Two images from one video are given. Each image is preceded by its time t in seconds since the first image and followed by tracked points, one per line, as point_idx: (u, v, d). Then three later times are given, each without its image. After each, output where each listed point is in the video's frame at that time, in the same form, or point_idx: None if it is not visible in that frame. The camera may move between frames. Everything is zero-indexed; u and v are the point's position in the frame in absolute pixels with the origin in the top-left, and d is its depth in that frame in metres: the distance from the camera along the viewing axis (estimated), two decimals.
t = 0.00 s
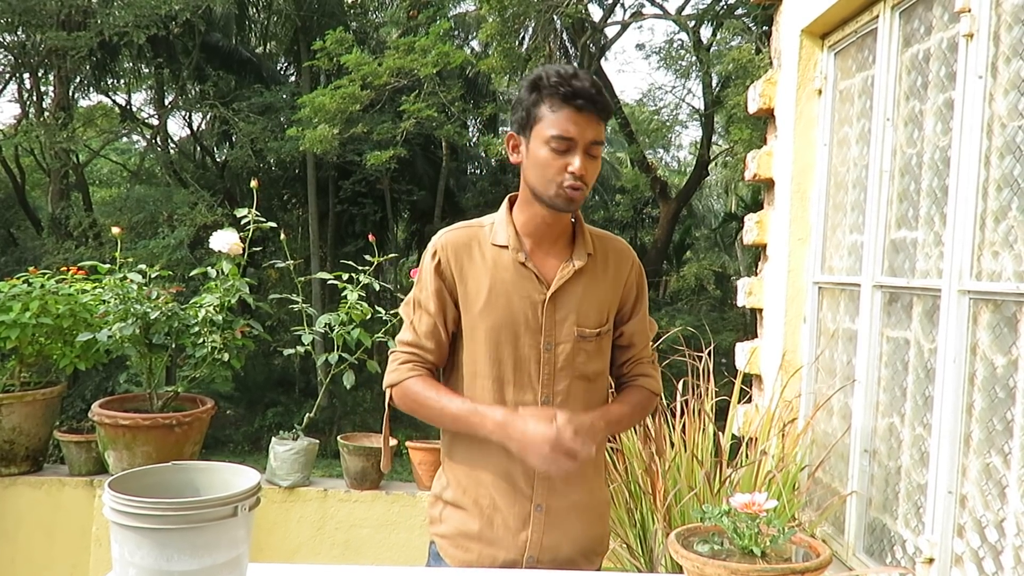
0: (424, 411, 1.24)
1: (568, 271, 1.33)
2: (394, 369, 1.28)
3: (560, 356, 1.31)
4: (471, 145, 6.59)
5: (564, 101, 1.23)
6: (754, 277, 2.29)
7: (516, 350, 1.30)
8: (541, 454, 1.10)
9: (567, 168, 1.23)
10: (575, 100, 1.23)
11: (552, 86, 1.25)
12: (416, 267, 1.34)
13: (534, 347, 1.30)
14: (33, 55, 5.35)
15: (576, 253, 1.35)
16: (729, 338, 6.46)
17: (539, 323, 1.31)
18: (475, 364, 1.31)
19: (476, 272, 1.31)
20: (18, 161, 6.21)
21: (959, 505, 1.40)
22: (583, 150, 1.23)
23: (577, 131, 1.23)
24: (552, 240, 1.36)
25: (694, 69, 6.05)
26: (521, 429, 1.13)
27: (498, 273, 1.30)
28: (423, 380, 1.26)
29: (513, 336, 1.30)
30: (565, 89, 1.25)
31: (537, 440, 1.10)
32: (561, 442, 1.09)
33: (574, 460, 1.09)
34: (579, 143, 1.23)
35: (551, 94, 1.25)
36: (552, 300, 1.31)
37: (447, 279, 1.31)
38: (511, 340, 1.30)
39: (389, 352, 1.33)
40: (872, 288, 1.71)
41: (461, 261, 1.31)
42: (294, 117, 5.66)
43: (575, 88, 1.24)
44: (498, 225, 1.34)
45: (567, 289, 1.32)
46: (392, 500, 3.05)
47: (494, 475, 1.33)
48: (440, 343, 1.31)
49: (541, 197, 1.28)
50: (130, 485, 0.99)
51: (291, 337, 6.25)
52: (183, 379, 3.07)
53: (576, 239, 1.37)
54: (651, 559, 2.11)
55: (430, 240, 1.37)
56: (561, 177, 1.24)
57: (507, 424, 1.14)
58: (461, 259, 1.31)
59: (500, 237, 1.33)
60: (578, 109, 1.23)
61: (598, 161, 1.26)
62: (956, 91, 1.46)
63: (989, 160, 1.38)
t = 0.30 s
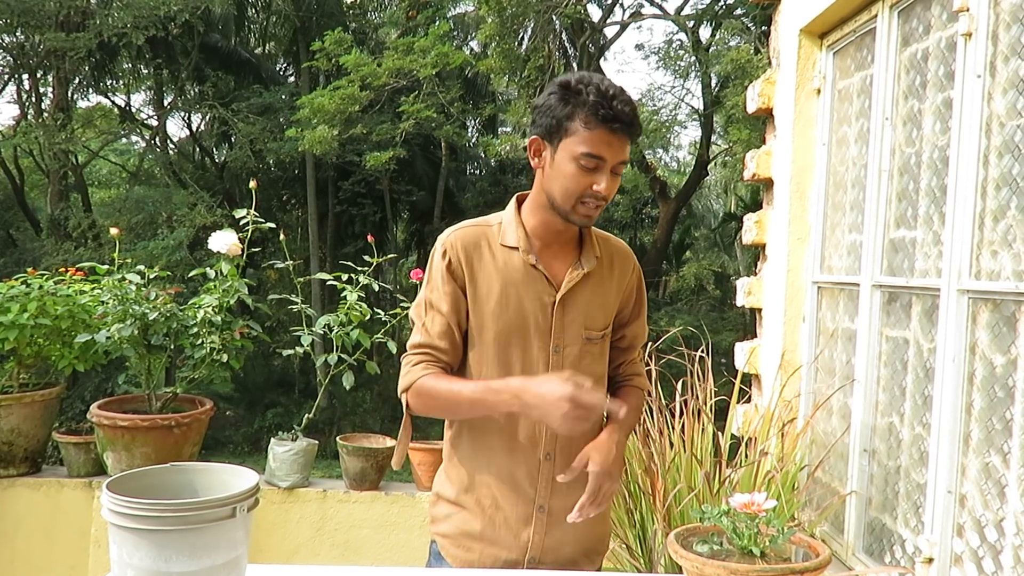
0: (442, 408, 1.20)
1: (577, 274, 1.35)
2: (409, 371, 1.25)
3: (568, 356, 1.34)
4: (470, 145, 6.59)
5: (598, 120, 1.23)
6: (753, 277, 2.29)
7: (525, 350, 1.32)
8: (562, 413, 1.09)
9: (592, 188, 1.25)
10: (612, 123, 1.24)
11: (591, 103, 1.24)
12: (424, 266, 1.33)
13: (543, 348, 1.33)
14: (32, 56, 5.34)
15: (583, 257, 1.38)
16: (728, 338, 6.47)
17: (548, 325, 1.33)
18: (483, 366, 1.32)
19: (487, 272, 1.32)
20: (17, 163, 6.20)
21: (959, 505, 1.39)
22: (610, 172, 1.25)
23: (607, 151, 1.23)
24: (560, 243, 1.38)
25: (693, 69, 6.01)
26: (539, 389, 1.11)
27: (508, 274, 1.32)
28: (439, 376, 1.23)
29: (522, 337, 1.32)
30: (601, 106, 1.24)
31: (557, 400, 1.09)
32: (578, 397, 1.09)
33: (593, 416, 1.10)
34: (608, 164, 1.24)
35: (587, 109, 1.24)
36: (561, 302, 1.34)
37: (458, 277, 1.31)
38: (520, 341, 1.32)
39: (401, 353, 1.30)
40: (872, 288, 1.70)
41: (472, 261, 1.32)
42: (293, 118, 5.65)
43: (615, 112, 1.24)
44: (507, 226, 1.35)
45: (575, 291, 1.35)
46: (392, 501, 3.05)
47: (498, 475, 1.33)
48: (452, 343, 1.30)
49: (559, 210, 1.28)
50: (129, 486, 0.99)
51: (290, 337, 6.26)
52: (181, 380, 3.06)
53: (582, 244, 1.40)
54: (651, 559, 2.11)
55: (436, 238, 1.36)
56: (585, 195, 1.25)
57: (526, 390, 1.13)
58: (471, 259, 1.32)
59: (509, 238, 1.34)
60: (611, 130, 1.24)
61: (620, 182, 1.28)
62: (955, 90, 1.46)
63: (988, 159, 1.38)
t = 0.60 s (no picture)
0: (476, 408, 1.15)
1: (590, 279, 1.38)
2: (436, 372, 1.20)
3: (577, 359, 1.37)
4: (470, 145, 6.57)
5: (621, 121, 1.23)
6: (753, 276, 2.29)
7: (539, 352, 1.35)
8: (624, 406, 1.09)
9: (613, 190, 1.24)
10: (634, 125, 1.24)
11: (613, 105, 1.24)
12: (440, 263, 1.30)
13: (555, 351, 1.35)
14: (31, 56, 5.35)
15: (595, 260, 1.40)
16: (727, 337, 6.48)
17: (561, 327, 1.35)
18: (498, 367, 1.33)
19: (506, 272, 1.32)
20: (16, 163, 6.20)
21: (959, 503, 1.39)
22: (632, 174, 1.24)
23: (628, 155, 1.23)
24: (573, 245, 1.39)
25: (692, 69, 6.01)
26: (599, 386, 1.09)
27: (526, 276, 1.33)
28: (471, 376, 1.18)
29: (536, 340, 1.34)
30: (624, 108, 1.24)
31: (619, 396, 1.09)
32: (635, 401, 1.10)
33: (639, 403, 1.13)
34: (630, 167, 1.24)
35: (612, 111, 1.24)
36: (574, 305, 1.36)
37: (478, 277, 1.30)
38: (533, 344, 1.34)
39: (423, 355, 1.24)
40: (871, 286, 1.70)
41: (491, 261, 1.31)
42: (291, 118, 5.63)
43: (638, 113, 1.24)
44: (523, 226, 1.35)
45: (586, 294, 1.38)
46: (391, 500, 3.05)
47: (502, 477, 1.33)
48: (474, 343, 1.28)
49: (576, 213, 1.28)
50: (128, 486, 0.99)
51: (289, 337, 6.26)
52: (181, 380, 3.06)
53: (595, 246, 1.41)
54: (651, 558, 2.11)
55: (450, 234, 1.34)
56: (607, 198, 1.25)
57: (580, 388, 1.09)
58: (490, 259, 1.31)
59: (526, 239, 1.34)
60: (633, 132, 1.24)
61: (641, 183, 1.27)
62: (955, 88, 1.45)
63: (987, 157, 1.38)
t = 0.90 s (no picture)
0: (494, 406, 1.10)
1: (597, 276, 1.40)
2: (457, 370, 1.16)
3: (586, 358, 1.39)
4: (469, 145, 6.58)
5: (589, 94, 1.26)
6: (752, 275, 2.29)
7: (551, 350, 1.35)
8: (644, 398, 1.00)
9: (596, 160, 1.24)
10: (601, 92, 1.26)
11: (577, 81, 1.27)
12: (452, 261, 1.28)
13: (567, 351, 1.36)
14: (30, 55, 5.34)
15: (600, 257, 1.42)
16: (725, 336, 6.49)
17: (570, 326, 1.36)
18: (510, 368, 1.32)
19: (518, 271, 1.32)
20: (15, 163, 6.19)
21: (959, 502, 1.39)
22: (613, 141, 1.25)
23: (604, 123, 1.24)
24: (579, 243, 1.40)
25: (691, 69, 5.96)
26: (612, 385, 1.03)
27: (537, 275, 1.33)
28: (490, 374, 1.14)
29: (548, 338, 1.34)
30: (590, 83, 1.26)
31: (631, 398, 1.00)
32: (654, 396, 1.00)
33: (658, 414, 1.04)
34: (608, 134, 1.24)
35: (579, 88, 1.27)
36: (583, 305, 1.38)
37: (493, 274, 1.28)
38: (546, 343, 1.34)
39: (442, 358, 1.19)
40: (871, 285, 1.70)
41: (504, 259, 1.31)
42: (290, 118, 5.64)
43: (602, 81, 1.26)
44: (531, 223, 1.35)
45: (593, 293, 1.40)
46: (391, 500, 3.05)
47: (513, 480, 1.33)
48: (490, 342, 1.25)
49: (571, 194, 1.29)
50: (128, 486, 0.99)
51: (288, 336, 6.26)
52: (180, 380, 3.06)
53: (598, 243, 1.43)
54: (650, 557, 2.11)
55: (459, 235, 1.33)
56: (592, 169, 1.24)
57: (595, 393, 1.04)
58: (503, 257, 1.31)
59: (535, 237, 1.34)
60: (603, 99, 1.26)
61: (627, 151, 1.27)
62: (955, 87, 1.45)
63: (987, 156, 1.38)
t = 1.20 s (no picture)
0: (507, 382, 1.12)
1: (590, 267, 1.39)
2: (462, 362, 1.17)
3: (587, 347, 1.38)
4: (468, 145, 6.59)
5: (558, 91, 1.26)
6: (751, 274, 2.29)
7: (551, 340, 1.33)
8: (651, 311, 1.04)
9: (572, 157, 1.25)
10: (570, 90, 1.26)
11: (546, 80, 1.27)
12: (445, 262, 1.28)
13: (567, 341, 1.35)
14: (28, 54, 5.31)
15: (592, 248, 1.42)
16: (724, 336, 6.49)
17: (569, 317, 1.36)
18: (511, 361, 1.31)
19: (510, 267, 1.32)
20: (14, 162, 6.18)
21: (957, 502, 1.40)
22: (586, 136, 1.25)
23: (576, 119, 1.25)
24: (568, 235, 1.41)
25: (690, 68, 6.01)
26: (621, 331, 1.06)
27: (531, 268, 1.33)
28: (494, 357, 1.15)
29: (547, 330, 1.33)
30: (559, 81, 1.27)
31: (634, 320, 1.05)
32: (664, 310, 1.04)
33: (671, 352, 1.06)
34: (581, 130, 1.25)
35: (549, 87, 1.27)
36: (579, 294, 1.37)
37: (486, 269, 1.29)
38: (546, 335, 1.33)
39: (446, 355, 1.20)
40: (870, 285, 1.70)
41: (496, 256, 1.31)
42: (289, 117, 5.63)
43: (569, 78, 1.27)
44: (519, 220, 1.36)
45: (588, 282, 1.39)
46: (390, 500, 3.05)
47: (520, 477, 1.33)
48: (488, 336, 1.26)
49: (551, 190, 1.29)
50: (128, 485, 0.99)
51: (287, 336, 6.26)
52: (179, 380, 3.06)
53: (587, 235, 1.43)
54: (649, 557, 2.12)
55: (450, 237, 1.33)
56: (568, 165, 1.25)
57: (605, 333, 1.07)
58: (495, 253, 1.31)
59: (524, 232, 1.34)
60: (573, 96, 1.26)
61: (603, 144, 1.28)
62: (954, 86, 1.45)
63: (986, 156, 1.38)
